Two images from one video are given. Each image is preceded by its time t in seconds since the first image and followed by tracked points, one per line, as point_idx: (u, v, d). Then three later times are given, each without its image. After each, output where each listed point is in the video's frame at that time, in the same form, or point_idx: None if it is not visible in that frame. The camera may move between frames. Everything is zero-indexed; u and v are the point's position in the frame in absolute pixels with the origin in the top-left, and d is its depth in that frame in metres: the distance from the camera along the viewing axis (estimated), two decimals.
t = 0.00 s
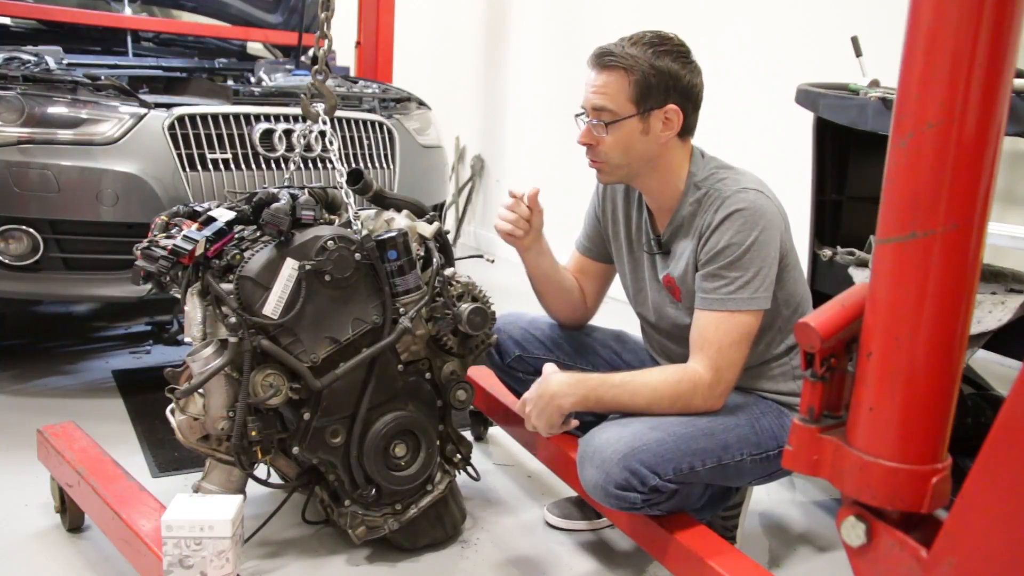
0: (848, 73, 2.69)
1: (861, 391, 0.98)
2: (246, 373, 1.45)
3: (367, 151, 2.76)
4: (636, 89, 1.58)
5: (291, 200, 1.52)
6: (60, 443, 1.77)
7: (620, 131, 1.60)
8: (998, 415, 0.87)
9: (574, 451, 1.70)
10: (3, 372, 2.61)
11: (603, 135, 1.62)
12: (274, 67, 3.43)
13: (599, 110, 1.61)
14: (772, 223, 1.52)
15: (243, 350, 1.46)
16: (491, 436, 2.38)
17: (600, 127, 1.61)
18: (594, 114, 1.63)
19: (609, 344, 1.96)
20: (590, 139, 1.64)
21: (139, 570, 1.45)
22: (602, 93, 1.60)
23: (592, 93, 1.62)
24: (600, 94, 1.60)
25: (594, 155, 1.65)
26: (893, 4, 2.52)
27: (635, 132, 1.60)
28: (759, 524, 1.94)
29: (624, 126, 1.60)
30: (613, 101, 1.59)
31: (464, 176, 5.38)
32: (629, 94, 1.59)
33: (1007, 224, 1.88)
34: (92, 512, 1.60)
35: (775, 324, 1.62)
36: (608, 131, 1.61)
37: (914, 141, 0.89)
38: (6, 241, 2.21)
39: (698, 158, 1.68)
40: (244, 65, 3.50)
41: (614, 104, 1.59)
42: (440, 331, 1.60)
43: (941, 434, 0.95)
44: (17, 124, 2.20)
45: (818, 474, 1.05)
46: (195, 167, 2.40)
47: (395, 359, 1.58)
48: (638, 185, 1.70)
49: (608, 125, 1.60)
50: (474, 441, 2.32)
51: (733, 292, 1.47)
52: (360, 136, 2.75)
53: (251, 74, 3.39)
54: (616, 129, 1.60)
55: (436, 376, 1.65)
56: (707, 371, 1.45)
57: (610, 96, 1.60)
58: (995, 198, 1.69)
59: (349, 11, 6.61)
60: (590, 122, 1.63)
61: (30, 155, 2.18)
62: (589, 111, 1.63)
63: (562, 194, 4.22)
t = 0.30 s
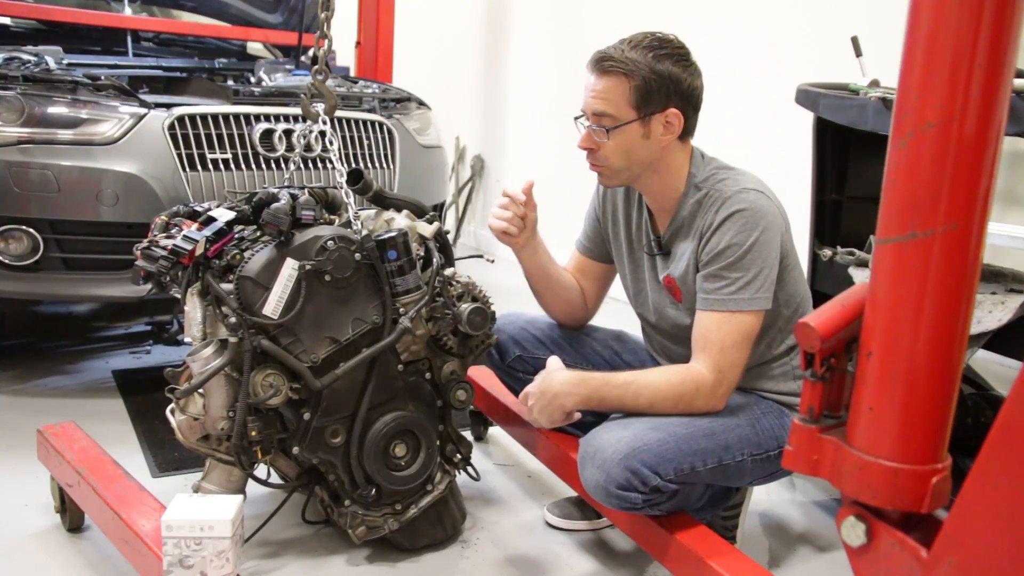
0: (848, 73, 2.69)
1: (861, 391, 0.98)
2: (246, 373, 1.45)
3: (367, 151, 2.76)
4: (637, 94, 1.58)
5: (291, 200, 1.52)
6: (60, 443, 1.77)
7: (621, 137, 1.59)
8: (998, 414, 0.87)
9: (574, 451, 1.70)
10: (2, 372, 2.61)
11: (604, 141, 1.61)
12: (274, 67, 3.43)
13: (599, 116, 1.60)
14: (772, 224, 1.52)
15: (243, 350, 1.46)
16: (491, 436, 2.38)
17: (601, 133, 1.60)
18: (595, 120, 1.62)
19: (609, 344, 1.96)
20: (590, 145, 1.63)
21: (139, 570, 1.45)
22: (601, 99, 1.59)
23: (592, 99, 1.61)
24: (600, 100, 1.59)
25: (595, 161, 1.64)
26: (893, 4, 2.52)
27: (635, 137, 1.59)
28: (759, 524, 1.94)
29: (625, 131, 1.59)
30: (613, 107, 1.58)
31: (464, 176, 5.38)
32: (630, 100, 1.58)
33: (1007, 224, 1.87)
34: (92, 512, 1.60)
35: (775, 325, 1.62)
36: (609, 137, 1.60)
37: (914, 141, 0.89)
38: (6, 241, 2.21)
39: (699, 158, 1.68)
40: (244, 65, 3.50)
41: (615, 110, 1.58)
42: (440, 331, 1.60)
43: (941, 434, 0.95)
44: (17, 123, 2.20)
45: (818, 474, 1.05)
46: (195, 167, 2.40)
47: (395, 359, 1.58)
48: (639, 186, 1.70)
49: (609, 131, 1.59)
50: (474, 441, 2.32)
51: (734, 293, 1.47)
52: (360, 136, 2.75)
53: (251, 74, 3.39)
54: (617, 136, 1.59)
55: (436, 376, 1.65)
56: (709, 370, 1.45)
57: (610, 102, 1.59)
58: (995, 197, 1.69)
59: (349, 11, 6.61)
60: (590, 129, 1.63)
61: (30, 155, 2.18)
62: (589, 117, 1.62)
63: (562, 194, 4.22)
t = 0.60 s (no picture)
0: (848, 73, 2.69)
1: (861, 391, 0.98)
2: (246, 373, 1.45)
3: (367, 151, 2.76)
4: (639, 100, 1.58)
5: (291, 199, 1.52)
6: (60, 443, 1.77)
7: (624, 142, 1.60)
8: (999, 414, 0.86)
9: (574, 451, 1.70)
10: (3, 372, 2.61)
11: (607, 147, 1.61)
12: (274, 67, 3.43)
13: (603, 122, 1.60)
14: (774, 225, 1.52)
15: (243, 350, 1.45)
16: (491, 436, 2.38)
17: (604, 139, 1.61)
18: (597, 126, 1.62)
19: (610, 344, 1.96)
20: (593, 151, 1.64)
21: (139, 570, 1.45)
22: (604, 105, 1.59)
23: (594, 105, 1.61)
24: (603, 106, 1.59)
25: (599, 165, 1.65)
26: (893, 4, 2.52)
27: (639, 142, 1.60)
28: (760, 524, 1.94)
29: (628, 137, 1.59)
30: (616, 113, 1.59)
31: (464, 176, 5.38)
32: (632, 106, 1.58)
33: (1007, 224, 1.87)
34: (92, 512, 1.60)
35: (776, 325, 1.62)
36: (612, 143, 1.60)
37: (914, 141, 0.89)
38: (6, 240, 2.21)
39: (701, 158, 1.68)
40: (244, 65, 3.50)
41: (617, 116, 1.59)
42: (440, 331, 1.60)
43: (941, 434, 0.95)
44: (17, 124, 2.20)
45: (818, 474, 1.05)
46: (195, 167, 2.40)
47: (395, 359, 1.58)
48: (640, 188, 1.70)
49: (612, 137, 1.60)
50: (474, 441, 2.32)
51: (737, 293, 1.47)
52: (360, 136, 2.75)
53: (251, 74, 3.39)
54: (620, 141, 1.60)
55: (436, 376, 1.65)
56: (710, 371, 1.45)
57: (612, 108, 1.59)
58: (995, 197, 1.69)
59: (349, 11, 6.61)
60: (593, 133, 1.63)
61: (30, 155, 2.18)
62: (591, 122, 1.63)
63: (562, 194, 4.22)
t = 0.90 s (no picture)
0: (848, 73, 2.69)
1: (861, 391, 0.98)
2: (246, 373, 1.45)
3: (367, 151, 2.76)
4: (671, 97, 1.57)
5: (291, 199, 1.52)
6: (60, 443, 1.77)
7: (655, 138, 1.57)
8: (998, 415, 0.87)
9: (573, 451, 1.70)
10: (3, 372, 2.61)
11: (636, 143, 1.58)
12: (274, 67, 3.43)
13: (635, 116, 1.57)
14: (771, 224, 1.52)
15: (243, 350, 1.45)
16: (491, 436, 2.38)
17: (635, 134, 1.57)
18: (625, 121, 1.58)
19: (610, 344, 1.96)
20: (619, 147, 1.59)
21: (139, 570, 1.45)
22: (639, 100, 1.56)
23: (626, 100, 1.56)
24: (639, 101, 1.56)
25: (623, 162, 1.60)
26: (893, 4, 2.52)
27: (666, 139, 1.58)
28: (760, 524, 1.94)
29: (660, 133, 1.57)
30: (650, 108, 1.56)
31: (464, 176, 5.38)
32: (665, 102, 1.57)
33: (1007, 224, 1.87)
34: (92, 512, 1.61)
35: (774, 325, 1.62)
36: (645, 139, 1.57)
37: (914, 141, 0.89)
38: (6, 240, 2.21)
39: (699, 158, 1.69)
40: (244, 65, 3.50)
41: (651, 112, 1.56)
42: (440, 331, 1.60)
43: (941, 434, 0.95)
44: (17, 124, 2.20)
45: (818, 474, 1.05)
46: (195, 167, 2.40)
47: (395, 359, 1.58)
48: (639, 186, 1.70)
49: (646, 133, 1.57)
50: (474, 441, 2.32)
51: (734, 292, 1.47)
52: (360, 136, 2.75)
53: (251, 74, 3.39)
54: (650, 138, 1.57)
55: (436, 376, 1.65)
56: (707, 370, 1.45)
57: (647, 105, 1.56)
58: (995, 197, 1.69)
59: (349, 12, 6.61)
60: (619, 128, 1.58)
61: (30, 155, 2.18)
62: (619, 116, 1.58)
63: (562, 194, 4.22)
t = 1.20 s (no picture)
0: (848, 73, 2.69)
1: (861, 390, 0.98)
2: (246, 373, 1.45)
3: (367, 151, 2.76)
4: (688, 103, 1.57)
5: (291, 199, 1.52)
6: (60, 443, 1.77)
7: (670, 143, 1.57)
8: (998, 414, 0.87)
9: (573, 451, 1.70)
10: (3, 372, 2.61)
11: (653, 148, 1.57)
12: (274, 67, 3.43)
13: (653, 121, 1.56)
14: (770, 224, 1.52)
15: (243, 350, 1.45)
16: (491, 436, 2.38)
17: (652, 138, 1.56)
18: (643, 125, 1.57)
19: (610, 344, 1.96)
20: (634, 150, 1.57)
21: (139, 570, 1.46)
22: (658, 104, 1.55)
23: (646, 104, 1.55)
24: (658, 105, 1.55)
25: (636, 165, 1.58)
26: (893, 4, 2.52)
27: (679, 143, 1.59)
28: (759, 524, 1.94)
29: (675, 138, 1.57)
30: (668, 112, 1.56)
31: (464, 176, 5.38)
32: (683, 107, 1.57)
33: (1007, 224, 1.87)
34: (92, 512, 1.61)
35: (773, 325, 1.62)
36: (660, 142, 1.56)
37: (914, 140, 0.89)
38: (6, 240, 2.21)
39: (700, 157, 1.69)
40: (244, 65, 3.50)
41: (669, 117, 1.56)
42: (440, 331, 1.60)
43: (941, 433, 0.95)
44: (17, 124, 2.20)
45: (818, 474, 1.05)
46: (195, 167, 2.40)
47: (395, 359, 1.58)
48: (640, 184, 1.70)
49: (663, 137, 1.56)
50: (474, 441, 2.32)
51: (732, 292, 1.47)
52: (360, 136, 2.75)
53: (251, 74, 3.39)
54: (666, 143, 1.57)
55: (436, 376, 1.65)
56: (702, 368, 1.45)
57: (666, 110, 1.55)
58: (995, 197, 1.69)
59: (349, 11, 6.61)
60: (636, 132, 1.57)
61: (30, 155, 2.18)
62: (636, 121, 1.56)
63: (562, 193, 4.22)
